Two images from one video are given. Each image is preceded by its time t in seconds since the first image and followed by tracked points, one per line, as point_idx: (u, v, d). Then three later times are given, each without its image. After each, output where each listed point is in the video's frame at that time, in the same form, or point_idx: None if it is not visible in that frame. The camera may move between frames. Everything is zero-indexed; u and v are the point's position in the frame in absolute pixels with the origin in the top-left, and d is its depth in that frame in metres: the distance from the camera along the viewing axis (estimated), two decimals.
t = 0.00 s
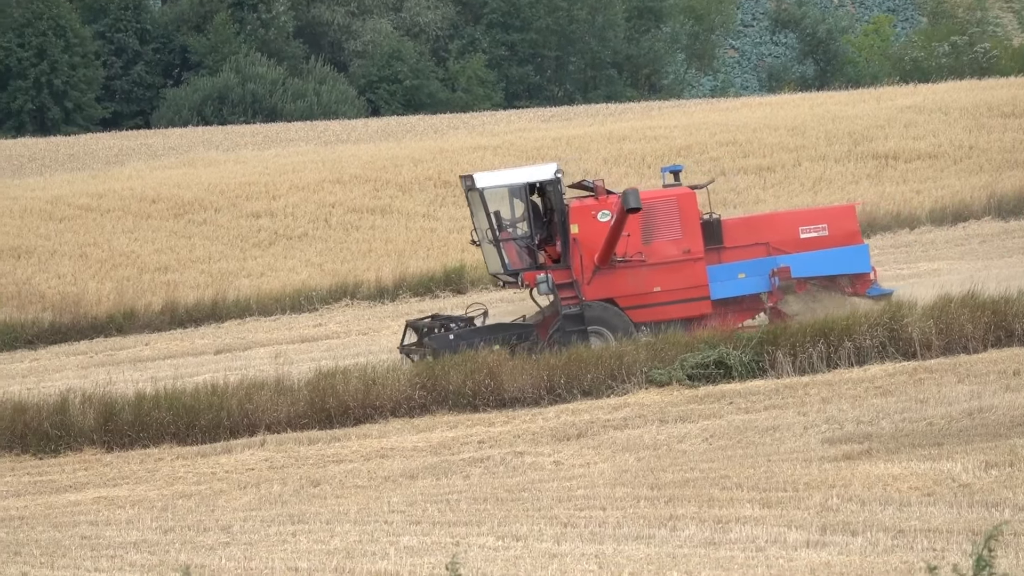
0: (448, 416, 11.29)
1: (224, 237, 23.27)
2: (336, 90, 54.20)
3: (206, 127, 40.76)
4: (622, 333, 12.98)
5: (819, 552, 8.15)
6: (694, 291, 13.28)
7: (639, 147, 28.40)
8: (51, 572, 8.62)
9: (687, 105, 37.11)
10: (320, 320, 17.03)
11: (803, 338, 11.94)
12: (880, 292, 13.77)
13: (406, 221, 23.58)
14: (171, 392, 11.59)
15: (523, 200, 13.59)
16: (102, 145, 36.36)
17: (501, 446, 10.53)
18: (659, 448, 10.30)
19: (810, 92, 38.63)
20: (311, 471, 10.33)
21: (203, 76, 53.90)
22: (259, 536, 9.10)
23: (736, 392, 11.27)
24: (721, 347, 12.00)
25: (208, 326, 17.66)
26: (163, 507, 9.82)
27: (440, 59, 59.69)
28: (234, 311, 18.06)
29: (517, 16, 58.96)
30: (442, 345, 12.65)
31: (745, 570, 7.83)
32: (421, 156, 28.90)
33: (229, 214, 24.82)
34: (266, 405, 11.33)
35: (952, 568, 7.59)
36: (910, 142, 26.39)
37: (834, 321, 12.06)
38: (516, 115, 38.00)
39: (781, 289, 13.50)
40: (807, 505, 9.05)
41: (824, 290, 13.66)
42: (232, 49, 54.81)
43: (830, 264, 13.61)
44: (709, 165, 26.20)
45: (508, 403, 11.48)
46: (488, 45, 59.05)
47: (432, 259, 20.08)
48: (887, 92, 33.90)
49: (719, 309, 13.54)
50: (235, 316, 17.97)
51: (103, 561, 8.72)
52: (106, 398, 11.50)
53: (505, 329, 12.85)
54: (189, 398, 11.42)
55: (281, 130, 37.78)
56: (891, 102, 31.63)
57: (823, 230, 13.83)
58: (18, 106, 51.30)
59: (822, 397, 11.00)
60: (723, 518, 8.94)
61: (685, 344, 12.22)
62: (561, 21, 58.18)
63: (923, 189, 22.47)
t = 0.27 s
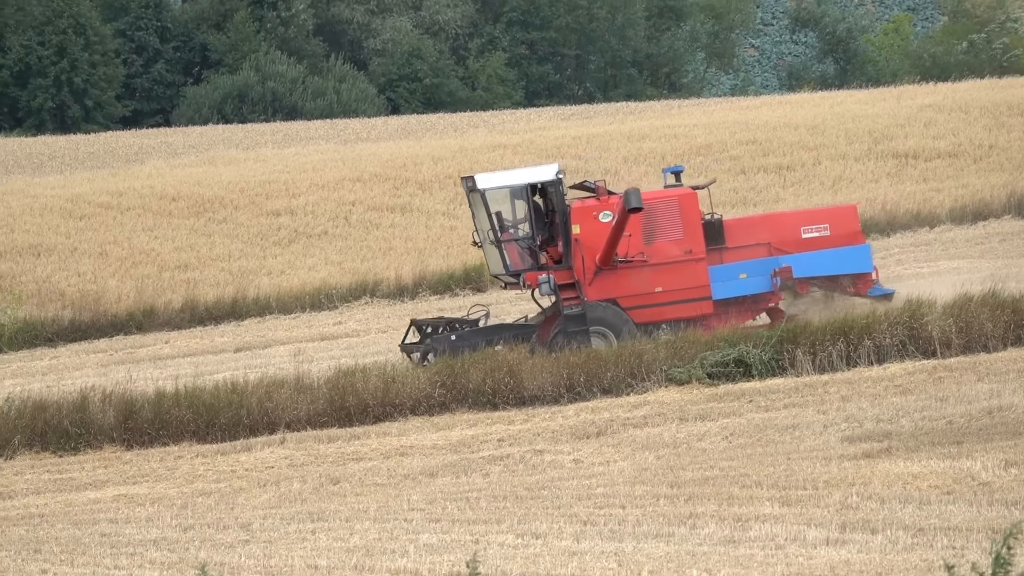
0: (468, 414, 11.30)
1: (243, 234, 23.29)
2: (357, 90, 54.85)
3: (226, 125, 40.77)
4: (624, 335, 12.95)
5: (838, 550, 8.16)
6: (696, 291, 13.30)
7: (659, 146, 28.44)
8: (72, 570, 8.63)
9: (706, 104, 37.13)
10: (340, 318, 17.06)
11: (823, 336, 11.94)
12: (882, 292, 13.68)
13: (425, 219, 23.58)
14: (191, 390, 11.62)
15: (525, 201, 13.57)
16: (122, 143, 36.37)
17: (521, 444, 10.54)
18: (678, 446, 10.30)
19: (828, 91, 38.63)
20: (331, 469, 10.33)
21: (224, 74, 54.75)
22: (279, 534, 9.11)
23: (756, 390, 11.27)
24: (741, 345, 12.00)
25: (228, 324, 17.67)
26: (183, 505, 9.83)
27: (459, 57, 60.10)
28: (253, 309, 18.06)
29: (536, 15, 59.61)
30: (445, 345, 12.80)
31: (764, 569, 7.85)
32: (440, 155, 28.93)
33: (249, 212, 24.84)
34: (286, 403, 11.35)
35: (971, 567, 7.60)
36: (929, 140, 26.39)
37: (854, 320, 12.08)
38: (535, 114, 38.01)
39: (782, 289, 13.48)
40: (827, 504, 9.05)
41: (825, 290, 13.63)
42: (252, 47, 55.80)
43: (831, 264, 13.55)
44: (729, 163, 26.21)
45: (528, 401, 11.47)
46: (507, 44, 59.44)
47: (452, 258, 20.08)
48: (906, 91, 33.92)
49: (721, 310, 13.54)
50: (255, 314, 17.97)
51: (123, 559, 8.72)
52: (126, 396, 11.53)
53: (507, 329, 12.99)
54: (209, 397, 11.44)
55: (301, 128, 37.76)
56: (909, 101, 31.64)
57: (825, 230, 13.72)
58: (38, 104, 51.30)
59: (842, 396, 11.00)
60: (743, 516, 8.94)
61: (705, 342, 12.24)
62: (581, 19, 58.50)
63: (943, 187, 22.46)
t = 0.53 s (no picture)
0: (485, 403, 11.32)
1: (261, 225, 23.31)
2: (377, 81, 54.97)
3: (245, 116, 40.81)
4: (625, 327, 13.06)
5: (855, 540, 8.16)
6: (698, 282, 13.31)
7: (676, 138, 28.46)
8: (89, 559, 8.63)
9: (724, 94, 37.11)
10: (358, 308, 17.09)
11: (841, 327, 11.98)
12: (884, 283, 13.83)
13: (443, 210, 23.58)
14: (209, 380, 11.66)
15: (527, 194, 13.46)
16: (140, 134, 36.38)
17: (538, 434, 10.55)
18: (696, 436, 10.30)
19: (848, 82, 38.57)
20: (347, 459, 10.34)
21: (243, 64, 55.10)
22: (296, 524, 9.11)
23: (773, 380, 11.30)
24: (758, 336, 12.02)
25: (246, 314, 17.69)
26: (200, 495, 9.83)
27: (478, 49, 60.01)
28: (271, 300, 18.07)
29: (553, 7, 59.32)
30: (447, 339, 12.66)
31: (781, 559, 7.86)
32: (459, 145, 28.95)
33: (267, 202, 24.84)
34: (302, 393, 11.38)
35: (987, 557, 7.58)
36: (947, 131, 26.36)
37: (872, 310, 12.13)
38: (553, 104, 38.01)
39: (785, 280, 13.59)
40: (844, 494, 9.04)
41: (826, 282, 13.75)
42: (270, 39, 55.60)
43: (833, 255, 13.68)
44: (747, 154, 26.22)
45: (545, 392, 11.50)
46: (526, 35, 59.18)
47: (470, 248, 20.07)
48: (925, 81, 33.88)
49: (723, 301, 13.58)
50: (273, 305, 17.99)
51: (141, 548, 8.73)
52: (143, 385, 11.59)
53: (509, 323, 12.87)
54: (226, 386, 11.48)
55: (319, 119, 37.72)
56: (928, 92, 31.61)
57: (827, 222, 13.89)
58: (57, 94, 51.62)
59: (860, 386, 11.01)
60: (760, 506, 8.94)
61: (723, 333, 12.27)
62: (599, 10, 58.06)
63: (961, 178, 22.44)
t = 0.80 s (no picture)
0: (504, 401, 11.34)
1: (280, 222, 23.32)
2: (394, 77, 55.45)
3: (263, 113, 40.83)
4: (627, 327, 13.01)
5: (874, 537, 8.16)
6: (699, 283, 13.22)
7: (695, 135, 28.49)
8: (109, 557, 8.62)
9: (743, 92, 37.11)
10: (377, 306, 17.09)
11: (860, 324, 11.99)
12: (885, 283, 13.83)
13: (462, 208, 23.56)
14: (229, 377, 11.69)
15: (528, 193, 13.38)
16: (158, 131, 36.39)
17: (557, 432, 10.57)
18: (715, 434, 10.31)
19: (868, 80, 38.56)
20: (367, 456, 10.35)
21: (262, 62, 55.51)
22: (316, 522, 9.10)
23: (793, 378, 11.32)
24: (777, 333, 12.04)
25: (265, 312, 17.70)
26: (219, 492, 9.83)
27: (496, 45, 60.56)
28: (290, 297, 18.09)
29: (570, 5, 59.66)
30: (446, 339, 12.69)
31: (801, 557, 7.86)
32: (479, 143, 28.97)
33: (286, 200, 24.85)
34: (320, 390, 11.39)
35: (1005, 555, 7.57)
36: (966, 128, 26.35)
37: (891, 307, 12.16)
38: (572, 102, 38.02)
39: (787, 280, 13.56)
40: (863, 491, 9.03)
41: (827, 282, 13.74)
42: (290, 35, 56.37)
43: (834, 256, 13.69)
44: (766, 150, 26.23)
45: (565, 389, 11.52)
46: (545, 32, 59.39)
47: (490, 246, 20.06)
48: (944, 79, 33.86)
49: (724, 301, 13.51)
50: (292, 302, 18.02)
51: (160, 546, 8.71)
52: (163, 382, 11.62)
53: (508, 324, 12.87)
54: (246, 384, 11.51)
55: (338, 116, 37.73)
56: (947, 89, 31.59)
57: (828, 222, 13.84)
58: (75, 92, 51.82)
59: (879, 383, 11.03)
60: (779, 504, 8.94)
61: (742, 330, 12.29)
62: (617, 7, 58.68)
63: (980, 175, 22.44)
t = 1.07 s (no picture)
0: (519, 399, 11.42)
1: (295, 221, 23.34)
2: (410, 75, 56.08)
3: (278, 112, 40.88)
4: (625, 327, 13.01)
5: (889, 536, 8.14)
6: (697, 283, 13.17)
7: (709, 133, 28.45)
8: (123, 555, 8.57)
9: (759, 90, 37.11)
10: (391, 304, 17.12)
11: (875, 323, 12.03)
12: (885, 283, 13.62)
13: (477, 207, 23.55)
14: (244, 376, 11.77)
15: (525, 194, 13.39)
16: (174, 130, 36.44)
17: (572, 430, 10.59)
18: (730, 432, 10.32)
19: (883, 78, 38.55)
20: (382, 455, 10.37)
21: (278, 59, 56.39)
22: (330, 520, 9.09)
23: (808, 376, 11.35)
24: (792, 331, 12.08)
25: (280, 311, 17.72)
26: (234, 491, 9.83)
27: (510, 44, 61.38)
28: (305, 296, 18.11)
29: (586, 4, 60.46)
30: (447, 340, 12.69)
31: (816, 555, 7.85)
32: (494, 141, 29.01)
33: (301, 198, 24.83)
34: (336, 389, 11.46)
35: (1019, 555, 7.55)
36: (981, 126, 26.33)
37: (905, 307, 12.19)
38: (587, 100, 38.03)
39: (784, 281, 13.42)
40: (878, 489, 9.02)
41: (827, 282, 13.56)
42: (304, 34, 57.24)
43: (833, 255, 13.49)
44: (780, 149, 26.25)
45: (579, 387, 11.61)
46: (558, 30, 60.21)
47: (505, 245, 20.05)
48: (959, 77, 33.84)
49: (722, 302, 13.42)
50: (307, 301, 18.04)
51: (174, 544, 8.67)
52: (178, 381, 11.69)
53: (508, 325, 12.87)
54: (261, 383, 11.58)
55: (352, 115, 37.72)
56: (963, 87, 31.56)
57: (826, 222, 13.68)
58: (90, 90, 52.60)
59: (893, 381, 11.04)
60: (794, 502, 8.93)
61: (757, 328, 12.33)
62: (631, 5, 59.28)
63: (994, 173, 22.42)
